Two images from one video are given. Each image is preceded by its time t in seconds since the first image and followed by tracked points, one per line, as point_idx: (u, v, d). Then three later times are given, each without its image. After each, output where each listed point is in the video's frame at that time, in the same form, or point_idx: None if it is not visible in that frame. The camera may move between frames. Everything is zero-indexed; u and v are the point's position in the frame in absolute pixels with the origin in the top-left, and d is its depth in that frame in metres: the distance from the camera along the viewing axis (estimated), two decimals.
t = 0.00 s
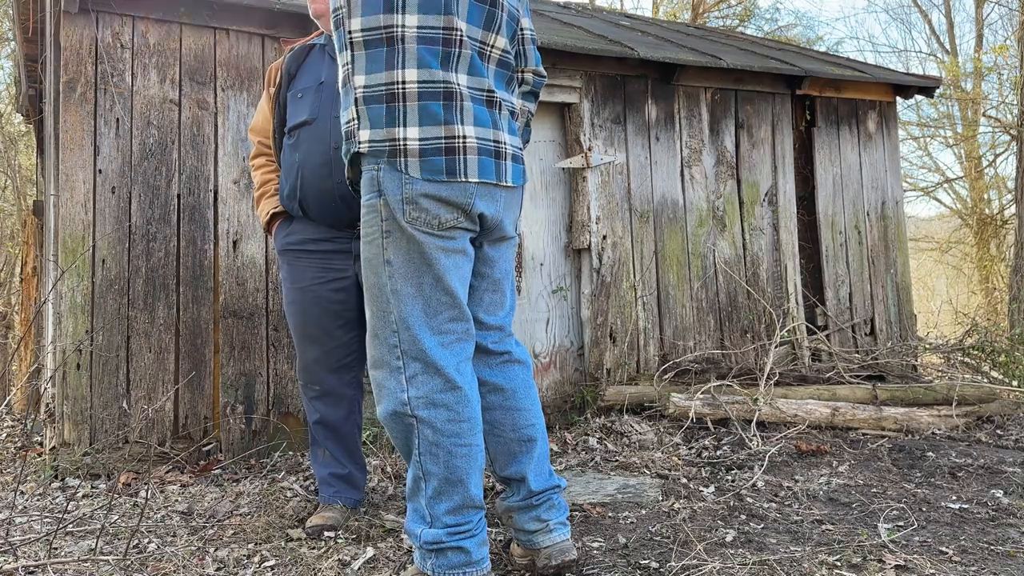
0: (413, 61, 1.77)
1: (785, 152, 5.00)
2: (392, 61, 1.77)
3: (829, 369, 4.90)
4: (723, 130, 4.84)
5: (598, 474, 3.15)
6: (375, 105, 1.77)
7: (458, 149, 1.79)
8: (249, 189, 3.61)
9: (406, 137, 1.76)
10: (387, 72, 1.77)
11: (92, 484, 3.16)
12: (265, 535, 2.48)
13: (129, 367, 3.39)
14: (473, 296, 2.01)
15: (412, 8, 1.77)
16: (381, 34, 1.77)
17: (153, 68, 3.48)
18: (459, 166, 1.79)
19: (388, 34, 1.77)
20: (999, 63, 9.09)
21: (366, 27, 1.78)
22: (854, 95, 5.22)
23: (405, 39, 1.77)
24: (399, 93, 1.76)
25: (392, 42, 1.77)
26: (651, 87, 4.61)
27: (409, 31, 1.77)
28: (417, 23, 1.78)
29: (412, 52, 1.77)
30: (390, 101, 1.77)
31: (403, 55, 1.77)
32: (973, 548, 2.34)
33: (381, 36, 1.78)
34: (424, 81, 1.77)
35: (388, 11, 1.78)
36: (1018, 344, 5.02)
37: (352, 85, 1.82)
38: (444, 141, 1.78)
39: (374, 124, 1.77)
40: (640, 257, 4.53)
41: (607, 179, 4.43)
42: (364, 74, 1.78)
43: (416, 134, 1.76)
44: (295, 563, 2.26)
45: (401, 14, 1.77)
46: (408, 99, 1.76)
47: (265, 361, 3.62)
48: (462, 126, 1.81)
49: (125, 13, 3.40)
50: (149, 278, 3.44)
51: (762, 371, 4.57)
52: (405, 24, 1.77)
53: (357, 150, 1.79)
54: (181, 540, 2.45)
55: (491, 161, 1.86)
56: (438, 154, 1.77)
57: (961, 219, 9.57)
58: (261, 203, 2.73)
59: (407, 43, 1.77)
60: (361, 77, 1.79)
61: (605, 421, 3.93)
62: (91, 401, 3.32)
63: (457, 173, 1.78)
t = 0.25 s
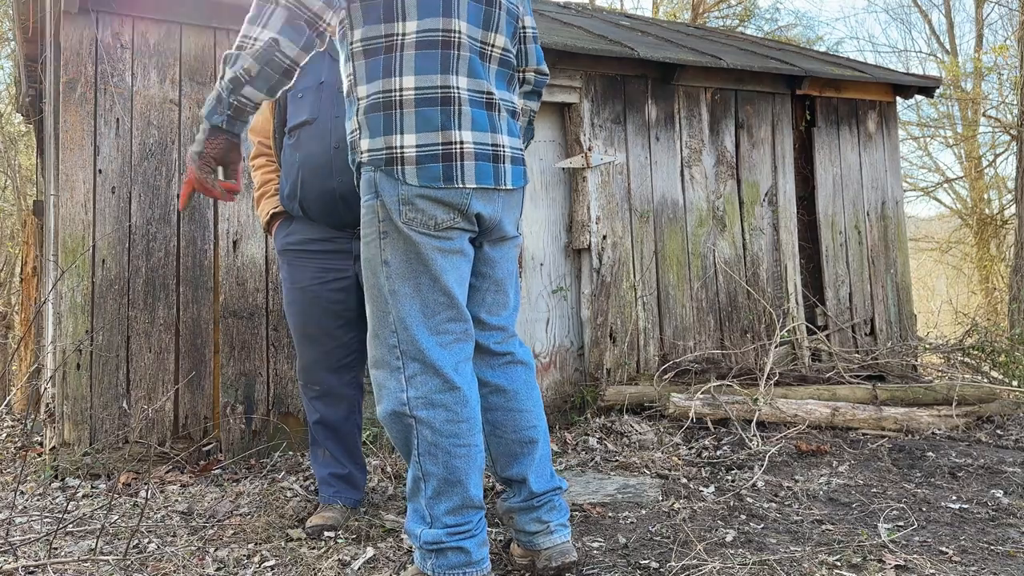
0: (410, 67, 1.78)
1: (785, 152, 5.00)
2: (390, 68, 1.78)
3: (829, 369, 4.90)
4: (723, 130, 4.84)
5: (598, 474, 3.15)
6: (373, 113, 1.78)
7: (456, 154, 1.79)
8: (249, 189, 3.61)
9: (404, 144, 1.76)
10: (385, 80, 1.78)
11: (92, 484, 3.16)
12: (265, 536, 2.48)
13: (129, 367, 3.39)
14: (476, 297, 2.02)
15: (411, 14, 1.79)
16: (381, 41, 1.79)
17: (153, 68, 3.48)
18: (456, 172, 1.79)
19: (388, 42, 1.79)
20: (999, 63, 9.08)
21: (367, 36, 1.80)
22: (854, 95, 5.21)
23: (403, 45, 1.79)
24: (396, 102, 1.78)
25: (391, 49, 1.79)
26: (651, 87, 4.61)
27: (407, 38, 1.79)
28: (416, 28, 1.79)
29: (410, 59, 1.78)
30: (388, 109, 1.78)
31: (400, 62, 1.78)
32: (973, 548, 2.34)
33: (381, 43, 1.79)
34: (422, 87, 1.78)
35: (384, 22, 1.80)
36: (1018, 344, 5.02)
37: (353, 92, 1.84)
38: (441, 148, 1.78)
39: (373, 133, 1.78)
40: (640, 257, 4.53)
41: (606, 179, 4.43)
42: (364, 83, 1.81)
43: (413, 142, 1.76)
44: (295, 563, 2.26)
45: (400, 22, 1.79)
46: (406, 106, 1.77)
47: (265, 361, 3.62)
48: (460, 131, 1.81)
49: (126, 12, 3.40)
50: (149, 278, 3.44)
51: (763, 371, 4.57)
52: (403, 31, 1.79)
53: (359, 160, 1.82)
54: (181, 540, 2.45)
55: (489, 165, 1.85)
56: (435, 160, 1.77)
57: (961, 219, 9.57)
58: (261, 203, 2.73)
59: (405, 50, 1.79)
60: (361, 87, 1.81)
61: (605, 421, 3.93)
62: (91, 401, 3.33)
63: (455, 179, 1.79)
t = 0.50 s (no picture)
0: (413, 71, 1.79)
1: (785, 152, 5.00)
2: (392, 72, 1.80)
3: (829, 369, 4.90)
4: (723, 130, 4.84)
5: (598, 475, 3.15)
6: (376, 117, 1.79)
7: (459, 158, 1.79)
8: (249, 189, 3.61)
9: (407, 148, 1.76)
10: (388, 84, 1.80)
11: (92, 484, 3.16)
12: (265, 535, 2.48)
13: (129, 367, 3.39)
14: (476, 296, 2.01)
15: (413, 18, 1.80)
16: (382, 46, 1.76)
17: (153, 68, 3.48)
18: (460, 176, 1.79)
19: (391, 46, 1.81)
20: (999, 63, 9.06)
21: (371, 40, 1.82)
22: (854, 95, 5.21)
23: (406, 49, 1.80)
24: (399, 105, 1.79)
25: (394, 53, 1.81)
26: (651, 87, 4.61)
27: (410, 42, 1.80)
28: (418, 32, 1.80)
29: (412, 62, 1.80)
30: (391, 113, 1.78)
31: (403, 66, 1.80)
32: (973, 548, 2.34)
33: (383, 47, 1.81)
34: (424, 91, 1.79)
35: (379, 7, 1.70)
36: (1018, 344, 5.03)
37: (365, 82, 1.68)
38: (445, 151, 1.78)
39: (376, 137, 1.77)
40: (640, 257, 4.53)
41: (607, 179, 4.43)
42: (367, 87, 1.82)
43: (417, 145, 1.77)
44: (295, 563, 2.26)
45: (402, 25, 1.80)
46: (409, 109, 1.78)
47: (265, 361, 3.62)
48: (463, 133, 1.81)
49: (126, 13, 3.40)
50: (149, 278, 3.44)
51: (763, 371, 4.57)
52: (406, 35, 1.80)
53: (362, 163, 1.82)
54: (181, 540, 2.45)
55: (491, 168, 1.86)
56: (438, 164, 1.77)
57: (961, 219, 9.58)
58: (262, 203, 2.73)
59: (408, 54, 1.80)
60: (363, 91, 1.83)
61: (605, 421, 3.93)
62: (91, 401, 3.32)
63: (459, 182, 1.79)
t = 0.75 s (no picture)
0: (418, 73, 1.79)
1: (785, 152, 5.00)
2: (397, 74, 1.80)
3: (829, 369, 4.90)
4: (723, 130, 4.84)
5: (598, 474, 3.15)
6: (381, 119, 1.79)
7: (466, 159, 1.80)
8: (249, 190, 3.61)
9: (414, 149, 1.76)
10: (393, 86, 1.80)
11: (92, 484, 3.16)
12: (265, 536, 2.48)
13: (129, 367, 3.39)
14: (475, 294, 2.01)
15: (417, 20, 1.81)
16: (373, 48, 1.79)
17: (153, 68, 3.48)
18: (467, 177, 1.80)
19: (396, 49, 1.81)
20: (999, 63, 9.02)
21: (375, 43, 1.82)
22: (854, 95, 5.20)
23: (411, 52, 1.80)
24: (406, 108, 1.78)
25: (399, 55, 1.81)
26: (651, 87, 4.61)
27: (415, 44, 1.80)
28: (423, 35, 1.80)
29: (417, 65, 1.80)
30: (397, 115, 1.78)
31: (408, 68, 1.80)
32: (973, 548, 2.34)
33: (387, 49, 1.81)
34: (431, 94, 1.79)
35: (367, 15, 1.74)
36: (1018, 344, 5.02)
37: (340, 84, 1.73)
38: (452, 153, 1.79)
39: (381, 139, 1.78)
40: (640, 257, 4.53)
41: (606, 179, 4.43)
42: (371, 89, 1.82)
43: (424, 147, 1.77)
44: (295, 563, 2.26)
45: (407, 28, 1.81)
46: (415, 112, 1.78)
47: (265, 361, 3.62)
48: (469, 135, 1.82)
49: (126, 13, 3.40)
50: (149, 278, 3.44)
51: (763, 371, 4.57)
52: (411, 38, 1.81)
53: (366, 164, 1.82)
54: (181, 540, 2.45)
55: (497, 169, 1.87)
56: (446, 165, 1.78)
57: (961, 219, 9.58)
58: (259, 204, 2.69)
59: (413, 56, 1.80)
60: (368, 93, 1.82)
61: (605, 421, 3.93)
62: (91, 401, 3.32)
63: (465, 184, 1.80)
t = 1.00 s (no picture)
0: (416, 75, 1.78)
1: (785, 152, 5.00)
2: (396, 75, 1.78)
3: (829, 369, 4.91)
4: (723, 130, 4.84)
5: (598, 475, 3.15)
6: (380, 120, 1.78)
7: (462, 161, 1.80)
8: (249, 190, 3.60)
9: (411, 150, 1.76)
10: (392, 87, 1.78)
11: (91, 484, 3.15)
12: (265, 536, 2.48)
13: (129, 367, 3.39)
14: (483, 293, 2.02)
15: (416, 22, 1.80)
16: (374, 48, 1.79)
17: (153, 68, 3.48)
18: (462, 180, 1.79)
19: (395, 50, 1.80)
20: (999, 64, 8.88)
21: (374, 44, 1.81)
22: (854, 95, 5.20)
23: (410, 53, 1.79)
24: (403, 110, 1.77)
25: (397, 57, 1.79)
26: (651, 87, 4.61)
27: (413, 46, 1.79)
28: (422, 37, 1.79)
29: (416, 66, 1.79)
30: (394, 116, 1.77)
31: (406, 70, 1.79)
32: (973, 548, 2.34)
33: (386, 50, 1.80)
34: (428, 96, 1.78)
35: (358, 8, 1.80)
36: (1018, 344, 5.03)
37: (319, 73, 1.83)
38: (448, 155, 1.78)
39: (379, 139, 1.77)
40: (640, 257, 4.53)
41: (607, 179, 4.43)
42: (370, 89, 1.80)
43: (420, 148, 1.76)
44: (295, 563, 2.26)
45: (406, 30, 1.79)
46: (413, 114, 1.77)
47: (265, 361, 3.62)
48: (465, 138, 1.81)
49: (126, 13, 3.40)
50: (149, 278, 3.44)
51: (763, 371, 4.58)
52: (410, 39, 1.79)
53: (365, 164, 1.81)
54: (181, 540, 2.45)
55: (493, 172, 1.86)
56: (442, 167, 1.77)
57: (961, 219, 9.58)
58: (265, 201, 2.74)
59: (411, 58, 1.79)
60: (369, 92, 1.80)
61: (605, 421, 3.93)
62: (91, 401, 3.32)
63: (461, 187, 1.80)
